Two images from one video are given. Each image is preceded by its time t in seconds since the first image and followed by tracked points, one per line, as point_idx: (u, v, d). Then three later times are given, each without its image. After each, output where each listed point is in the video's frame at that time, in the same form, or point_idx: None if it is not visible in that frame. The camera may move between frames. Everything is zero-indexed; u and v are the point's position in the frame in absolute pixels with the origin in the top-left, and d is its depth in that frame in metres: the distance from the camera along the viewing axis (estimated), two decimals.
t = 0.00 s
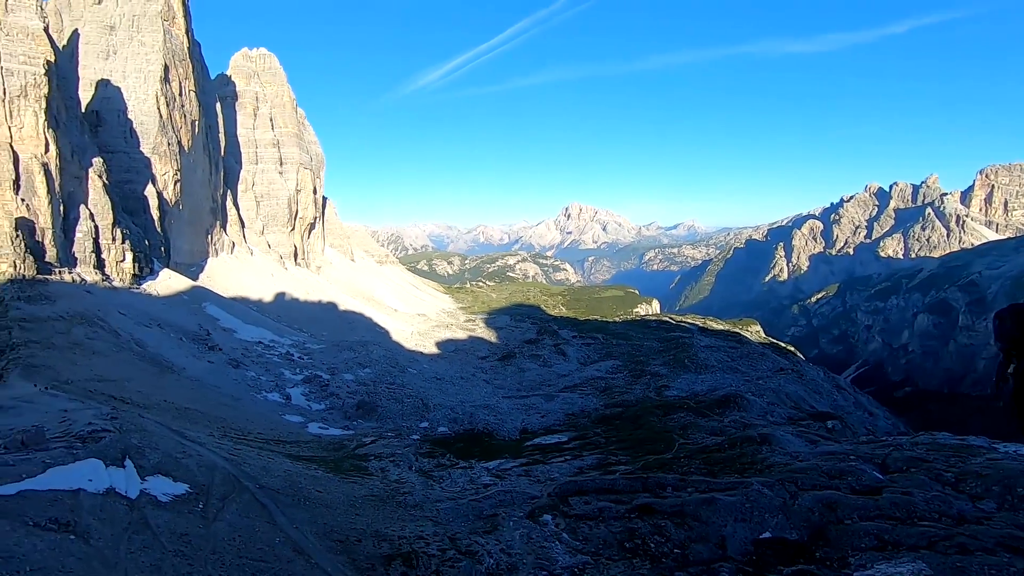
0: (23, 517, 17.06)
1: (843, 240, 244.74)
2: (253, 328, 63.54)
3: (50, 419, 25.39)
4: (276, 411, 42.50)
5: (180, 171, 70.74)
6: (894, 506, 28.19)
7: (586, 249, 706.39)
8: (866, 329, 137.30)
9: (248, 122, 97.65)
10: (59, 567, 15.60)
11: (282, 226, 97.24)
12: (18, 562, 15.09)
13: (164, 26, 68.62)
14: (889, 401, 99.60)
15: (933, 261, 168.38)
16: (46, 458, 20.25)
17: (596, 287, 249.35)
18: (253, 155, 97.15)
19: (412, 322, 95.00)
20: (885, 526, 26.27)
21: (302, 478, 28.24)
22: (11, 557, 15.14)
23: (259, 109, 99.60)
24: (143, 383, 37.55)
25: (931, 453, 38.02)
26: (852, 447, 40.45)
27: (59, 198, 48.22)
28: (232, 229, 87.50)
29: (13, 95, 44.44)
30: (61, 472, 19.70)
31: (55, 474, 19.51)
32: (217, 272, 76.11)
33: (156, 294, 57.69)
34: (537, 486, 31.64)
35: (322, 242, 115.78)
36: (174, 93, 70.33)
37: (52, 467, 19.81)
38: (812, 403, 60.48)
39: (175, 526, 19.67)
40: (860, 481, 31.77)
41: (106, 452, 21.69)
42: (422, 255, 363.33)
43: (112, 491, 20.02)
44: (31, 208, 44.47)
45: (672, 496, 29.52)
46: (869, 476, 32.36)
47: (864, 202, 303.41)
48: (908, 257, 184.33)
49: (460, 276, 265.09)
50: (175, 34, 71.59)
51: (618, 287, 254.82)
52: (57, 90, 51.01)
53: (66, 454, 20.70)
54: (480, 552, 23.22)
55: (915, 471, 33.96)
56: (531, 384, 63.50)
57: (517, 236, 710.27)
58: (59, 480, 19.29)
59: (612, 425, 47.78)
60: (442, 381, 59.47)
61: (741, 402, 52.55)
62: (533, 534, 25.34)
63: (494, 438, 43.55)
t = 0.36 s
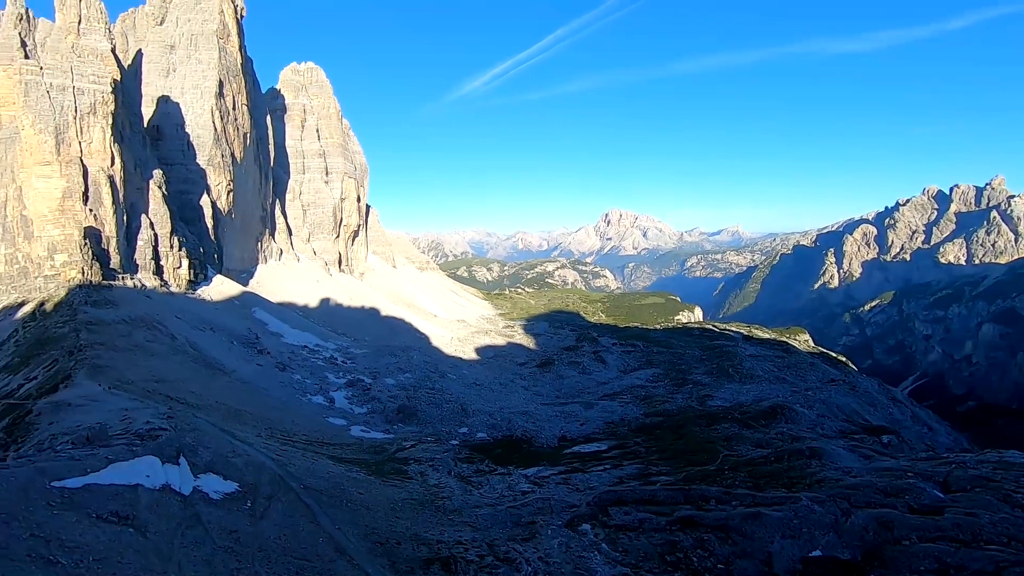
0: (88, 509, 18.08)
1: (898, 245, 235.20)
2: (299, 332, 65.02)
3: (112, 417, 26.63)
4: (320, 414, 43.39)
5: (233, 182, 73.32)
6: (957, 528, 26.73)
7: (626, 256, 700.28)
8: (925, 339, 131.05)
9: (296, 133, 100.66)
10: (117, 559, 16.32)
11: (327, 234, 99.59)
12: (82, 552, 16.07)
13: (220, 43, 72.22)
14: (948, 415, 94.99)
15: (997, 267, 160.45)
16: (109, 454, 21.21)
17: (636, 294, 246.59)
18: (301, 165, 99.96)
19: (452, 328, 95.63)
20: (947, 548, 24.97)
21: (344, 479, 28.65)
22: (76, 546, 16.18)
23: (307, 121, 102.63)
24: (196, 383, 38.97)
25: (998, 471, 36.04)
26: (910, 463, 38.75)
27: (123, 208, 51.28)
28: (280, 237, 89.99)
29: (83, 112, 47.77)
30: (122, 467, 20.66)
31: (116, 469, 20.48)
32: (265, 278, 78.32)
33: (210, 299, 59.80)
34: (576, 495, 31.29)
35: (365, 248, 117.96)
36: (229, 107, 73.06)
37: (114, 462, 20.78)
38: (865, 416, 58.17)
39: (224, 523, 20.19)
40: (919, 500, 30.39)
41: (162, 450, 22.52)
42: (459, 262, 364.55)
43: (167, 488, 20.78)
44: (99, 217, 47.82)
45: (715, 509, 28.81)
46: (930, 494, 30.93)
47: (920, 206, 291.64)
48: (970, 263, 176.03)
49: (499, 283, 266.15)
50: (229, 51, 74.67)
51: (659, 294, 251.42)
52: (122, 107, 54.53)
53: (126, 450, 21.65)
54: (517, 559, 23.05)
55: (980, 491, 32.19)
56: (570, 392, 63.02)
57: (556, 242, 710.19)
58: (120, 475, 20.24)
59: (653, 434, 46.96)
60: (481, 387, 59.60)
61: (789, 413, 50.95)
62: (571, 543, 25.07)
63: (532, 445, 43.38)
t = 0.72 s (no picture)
0: (142, 504, 18.68)
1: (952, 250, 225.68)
2: (338, 336, 66.11)
3: (163, 416, 27.49)
4: (359, 417, 43.90)
5: (278, 191, 75.18)
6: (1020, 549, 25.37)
7: (663, 261, 691.42)
8: (984, 347, 124.69)
9: (337, 143, 102.75)
10: (168, 553, 16.79)
11: (366, 240, 101.12)
12: (136, 545, 16.54)
13: (266, 58, 74.82)
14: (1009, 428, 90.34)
15: None
16: (160, 452, 21.90)
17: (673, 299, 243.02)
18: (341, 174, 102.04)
19: (487, 333, 95.82)
20: (1009, 570, 23.70)
21: (381, 482, 28.88)
22: (131, 540, 16.68)
23: (347, 131, 104.69)
24: (243, 386, 39.93)
25: None
26: (967, 479, 36.99)
27: (175, 216, 53.58)
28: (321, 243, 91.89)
29: (139, 126, 50.00)
30: (172, 466, 21.29)
31: (167, 467, 21.11)
32: (305, 283, 80.02)
33: (255, 304, 61.25)
34: (612, 504, 30.86)
35: (403, 254, 119.33)
36: (274, 119, 75.05)
37: (165, 461, 21.43)
38: (917, 428, 55.84)
39: (267, 522, 20.55)
40: (979, 519, 28.95)
41: (209, 449, 23.13)
42: (494, 267, 365.10)
43: (214, 486, 21.26)
44: (154, 226, 50.53)
45: (758, 522, 28.02)
46: (989, 512, 29.44)
47: (976, 209, 279.72)
48: None
49: (534, 288, 265.50)
50: (275, 65, 76.98)
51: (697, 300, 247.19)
52: (176, 121, 56.88)
53: (176, 449, 22.31)
54: (553, 567, 22.81)
55: None
56: (606, 399, 62.33)
57: (592, 248, 705.80)
58: (170, 473, 20.84)
59: (691, 443, 46.04)
60: (517, 393, 59.47)
61: (835, 424, 49.24)
62: (608, 553, 24.69)
63: (568, 452, 43.02)
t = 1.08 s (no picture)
0: (186, 502, 19.05)
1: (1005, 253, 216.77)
2: (373, 340, 66.84)
3: (207, 417, 28.19)
4: (393, 421, 44.21)
5: (316, 198, 76.68)
6: None
7: (699, 267, 681.42)
8: None
9: (372, 151, 104.52)
10: (211, 549, 17.12)
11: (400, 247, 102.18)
12: (180, 542, 16.90)
13: (305, 70, 76.63)
14: None
15: None
16: (203, 452, 22.39)
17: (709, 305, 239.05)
18: (376, 182, 103.67)
19: (520, 339, 95.67)
20: None
21: (414, 486, 28.95)
22: (175, 536, 17.03)
23: (382, 139, 106.41)
24: (281, 388, 40.63)
25: None
26: None
27: (220, 224, 55.09)
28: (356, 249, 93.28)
29: (187, 138, 51.85)
30: (215, 465, 21.72)
31: (210, 466, 21.55)
32: (341, 288, 81.26)
33: (294, 309, 62.37)
34: (646, 513, 30.32)
35: (436, 260, 120.17)
36: (312, 129, 76.59)
37: (209, 460, 21.89)
38: (969, 440, 53.49)
39: (305, 522, 20.80)
40: None
41: (250, 449, 23.55)
42: (526, 273, 364.98)
43: (255, 486, 21.61)
44: (199, 233, 51.93)
45: (799, 536, 27.17)
46: None
47: None
48: None
49: (566, 294, 264.39)
50: (313, 77, 78.71)
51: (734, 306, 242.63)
52: (220, 132, 58.64)
53: (218, 449, 22.79)
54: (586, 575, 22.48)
55: None
56: (640, 406, 61.41)
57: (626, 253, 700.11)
58: (214, 472, 21.27)
59: (728, 453, 45.00)
60: (550, 399, 59.12)
61: (882, 435, 47.41)
62: (642, 563, 24.23)
63: (601, 459, 42.52)
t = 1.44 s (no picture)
0: (224, 501, 19.35)
1: None
2: (403, 344, 67.30)
3: (243, 418, 28.73)
4: (423, 425, 44.40)
5: (348, 205, 77.71)
6: None
7: (730, 270, 671.45)
8: None
9: (402, 158, 105.73)
10: (247, 548, 17.35)
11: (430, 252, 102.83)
12: (218, 540, 17.17)
13: (338, 80, 77.95)
14: None
15: None
16: (240, 453, 22.75)
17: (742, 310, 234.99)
18: (406, 188, 104.78)
19: (549, 344, 95.26)
20: None
21: (444, 490, 28.97)
22: (213, 534, 17.30)
23: (412, 146, 107.61)
24: (314, 391, 41.16)
25: None
26: None
27: (256, 231, 56.19)
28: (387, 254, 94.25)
29: (225, 148, 53.13)
30: (251, 465, 22.02)
31: (247, 467, 21.86)
32: (372, 293, 82.17)
33: (326, 313, 63.18)
34: (678, 522, 29.72)
35: (465, 265, 120.67)
36: (344, 137, 77.76)
37: (245, 461, 22.21)
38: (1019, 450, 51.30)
39: (337, 523, 20.97)
40: None
41: (284, 450, 23.86)
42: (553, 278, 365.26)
43: (289, 487, 21.84)
44: (236, 240, 52.96)
45: (838, 549, 26.33)
46: None
47: None
48: None
49: (595, 299, 262.67)
50: (346, 86, 79.97)
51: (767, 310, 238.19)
52: (256, 142, 59.94)
53: (254, 450, 23.14)
54: None
55: None
56: (671, 412, 60.48)
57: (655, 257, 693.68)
58: (250, 473, 21.56)
59: (763, 461, 43.96)
60: (579, 405, 58.66)
61: (927, 446, 45.78)
62: (674, 572, 23.82)
63: (631, 466, 41.95)
